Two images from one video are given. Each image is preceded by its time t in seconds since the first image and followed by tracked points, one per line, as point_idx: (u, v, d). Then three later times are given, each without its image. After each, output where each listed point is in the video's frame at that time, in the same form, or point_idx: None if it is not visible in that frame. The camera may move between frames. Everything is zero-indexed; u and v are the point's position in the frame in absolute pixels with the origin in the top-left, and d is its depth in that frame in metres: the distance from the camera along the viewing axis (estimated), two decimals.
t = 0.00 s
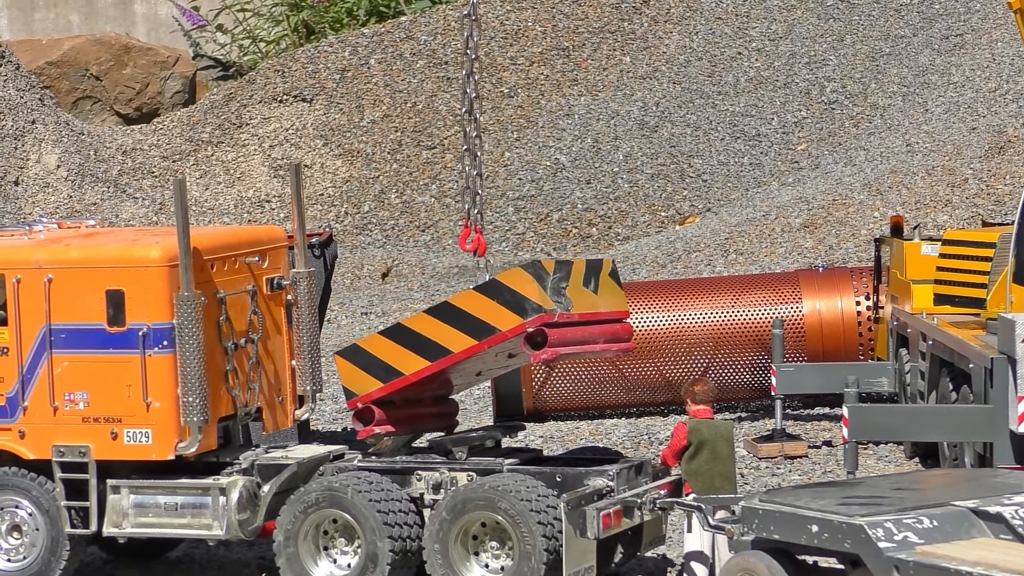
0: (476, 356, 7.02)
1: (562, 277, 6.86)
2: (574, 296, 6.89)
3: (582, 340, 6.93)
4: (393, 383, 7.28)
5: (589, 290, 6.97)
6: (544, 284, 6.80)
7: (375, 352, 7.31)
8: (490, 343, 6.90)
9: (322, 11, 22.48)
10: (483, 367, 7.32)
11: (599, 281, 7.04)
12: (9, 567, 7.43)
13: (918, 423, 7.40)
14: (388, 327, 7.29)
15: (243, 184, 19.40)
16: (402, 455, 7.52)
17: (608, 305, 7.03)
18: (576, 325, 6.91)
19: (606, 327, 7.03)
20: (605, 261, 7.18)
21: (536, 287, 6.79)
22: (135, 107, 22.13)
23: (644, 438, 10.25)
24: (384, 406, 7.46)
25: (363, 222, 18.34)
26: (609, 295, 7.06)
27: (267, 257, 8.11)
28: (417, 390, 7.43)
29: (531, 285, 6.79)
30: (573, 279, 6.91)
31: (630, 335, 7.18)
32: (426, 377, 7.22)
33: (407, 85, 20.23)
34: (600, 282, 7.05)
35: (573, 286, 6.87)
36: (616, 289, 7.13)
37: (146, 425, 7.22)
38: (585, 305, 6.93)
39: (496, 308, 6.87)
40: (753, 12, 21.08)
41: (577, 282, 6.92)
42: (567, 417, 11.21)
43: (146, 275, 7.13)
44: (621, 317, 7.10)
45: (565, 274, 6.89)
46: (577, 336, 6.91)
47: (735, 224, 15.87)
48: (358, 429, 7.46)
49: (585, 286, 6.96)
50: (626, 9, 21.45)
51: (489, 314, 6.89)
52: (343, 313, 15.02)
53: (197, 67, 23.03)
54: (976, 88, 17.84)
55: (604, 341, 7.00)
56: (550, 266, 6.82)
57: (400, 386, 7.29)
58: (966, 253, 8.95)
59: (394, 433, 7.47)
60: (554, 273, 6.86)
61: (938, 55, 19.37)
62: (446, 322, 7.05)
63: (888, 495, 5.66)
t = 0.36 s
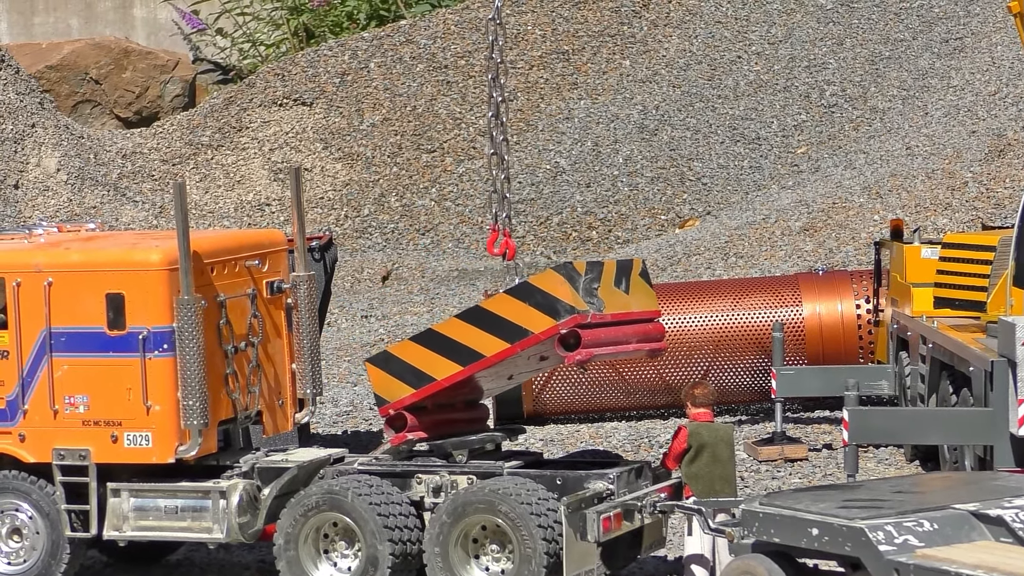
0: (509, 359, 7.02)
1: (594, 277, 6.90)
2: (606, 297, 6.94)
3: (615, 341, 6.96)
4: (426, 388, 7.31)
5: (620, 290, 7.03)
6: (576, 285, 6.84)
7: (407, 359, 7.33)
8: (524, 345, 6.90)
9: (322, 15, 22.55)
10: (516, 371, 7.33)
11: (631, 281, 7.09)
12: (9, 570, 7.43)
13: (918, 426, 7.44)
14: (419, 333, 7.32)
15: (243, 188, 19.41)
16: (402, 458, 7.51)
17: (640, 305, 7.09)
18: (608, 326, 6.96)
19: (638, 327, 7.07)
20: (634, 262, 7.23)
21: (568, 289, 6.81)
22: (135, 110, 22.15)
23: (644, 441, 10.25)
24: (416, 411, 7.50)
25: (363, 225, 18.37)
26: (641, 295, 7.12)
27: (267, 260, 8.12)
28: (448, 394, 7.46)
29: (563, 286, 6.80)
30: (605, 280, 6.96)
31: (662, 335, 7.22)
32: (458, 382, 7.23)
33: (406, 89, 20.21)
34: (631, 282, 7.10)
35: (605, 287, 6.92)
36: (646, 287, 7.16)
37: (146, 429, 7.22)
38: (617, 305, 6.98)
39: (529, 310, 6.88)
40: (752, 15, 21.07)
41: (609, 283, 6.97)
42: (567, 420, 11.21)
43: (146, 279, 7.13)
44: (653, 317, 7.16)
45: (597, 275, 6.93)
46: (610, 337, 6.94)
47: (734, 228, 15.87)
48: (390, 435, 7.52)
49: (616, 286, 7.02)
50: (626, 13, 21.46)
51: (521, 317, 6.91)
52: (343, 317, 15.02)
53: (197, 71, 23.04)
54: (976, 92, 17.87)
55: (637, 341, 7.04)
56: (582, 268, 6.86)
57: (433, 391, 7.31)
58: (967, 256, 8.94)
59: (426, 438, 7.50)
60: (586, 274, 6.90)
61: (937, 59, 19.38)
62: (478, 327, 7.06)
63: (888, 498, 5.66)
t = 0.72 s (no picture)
0: (500, 363, 7.09)
1: (584, 282, 6.97)
2: (596, 301, 7.01)
3: (605, 345, 7.02)
4: (417, 391, 7.33)
5: (611, 294, 7.07)
6: (566, 289, 6.93)
7: (397, 360, 7.34)
8: (514, 349, 6.97)
9: (323, 17, 22.54)
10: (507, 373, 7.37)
11: (621, 285, 7.11)
12: (10, 573, 7.43)
13: (919, 429, 7.42)
14: (410, 336, 7.32)
15: (243, 190, 19.41)
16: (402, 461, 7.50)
17: (629, 309, 7.12)
18: (598, 329, 7.02)
19: (628, 330, 7.12)
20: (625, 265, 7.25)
21: (559, 293, 6.91)
22: (135, 113, 22.15)
23: (645, 443, 10.25)
24: (406, 413, 7.52)
25: (364, 228, 18.37)
26: (630, 298, 7.14)
27: (268, 263, 8.12)
28: (439, 397, 7.47)
29: (553, 290, 6.91)
30: (595, 284, 7.01)
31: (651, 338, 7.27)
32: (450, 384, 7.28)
33: (407, 91, 20.23)
34: (621, 285, 7.13)
35: (595, 291, 6.99)
36: (637, 291, 7.18)
37: (147, 431, 7.22)
38: (608, 309, 7.04)
39: (519, 314, 6.96)
40: (753, 18, 21.08)
41: (599, 287, 7.02)
42: (568, 422, 11.21)
43: (146, 281, 7.13)
44: (643, 321, 7.18)
45: (587, 279, 7.00)
46: (600, 341, 7.01)
47: (735, 230, 15.88)
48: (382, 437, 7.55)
49: (606, 290, 7.06)
50: (626, 16, 21.46)
51: (512, 321, 6.98)
52: (344, 320, 15.02)
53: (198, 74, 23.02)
54: (977, 94, 17.88)
55: (627, 345, 7.09)
56: (571, 271, 6.93)
57: (424, 393, 7.33)
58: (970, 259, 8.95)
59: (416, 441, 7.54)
60: (576, 278, 6.97)
61: (938, 61, 19.40)
62: (469, 330, 7.11)
63: (889, 501, 5.66)
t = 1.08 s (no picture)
0: (457, 373, 7.18)
1: (543, 296, 7.01)
2: (555, 315, 7.05)
3: (562, 358, 7.09)
4: (377, 398, 7.40)
5: (569, 308, 7.09)
6: (525, 303, 6.99)
7: (357, 367, 7.41)
8: (471, 360, 7.06)
9: (323, 20, 22.53)
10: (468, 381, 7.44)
11: (580, 300, 7.13)
12: None
13: (920, 432, 7.42)
14: (372, 343, 7.37)
15: (244, 193, 19.41)
16: (404, 464, 7.51)
17: (588, 324, 7.14)
18: (556, 343, 7.07)
19: (586, 344, 7.16)
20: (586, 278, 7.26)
21: (518, 307, 6.98)
22: (136, 116, 22.17)
23: (645, 446, 10.26)
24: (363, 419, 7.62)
25: (364, 230, 18.37)
26: (590, 313, 7.16)
27: (268, 266, 8.13)
28: (397, 404, 7.58)
29: (512, 305, 6.98)
30: (553, 299, 7.04)
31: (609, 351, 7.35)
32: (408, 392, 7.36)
33: (407, 94, 20.26)
34: (580, 300, 7.15)
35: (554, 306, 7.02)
36: (596, 306, 7.20)
37: (148, 434, 7.22)
38: (567, 324, 7.07)
39: (478, 326, 7.04)
40: (753, 20, 21.09)
41: (557, 301, 7.06)
42: (568, 425, 11.21)
43: (146, 284, 7.14)
44: (601, 335, 7.23)
45: (547, 293, 7.03)
46: (557, 355, 7.08)
47: (735, 232, 15.89)
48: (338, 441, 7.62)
49: (565, 304, 7.09)
50: (626, 18, 21.46)
51: (471, 333, 7.06)
52: (344, 322, 15.02)
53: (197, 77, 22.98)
54: (976, 96, 17.89)
55: (584, 359, 7.15)
56: (530, 286, 6.98)
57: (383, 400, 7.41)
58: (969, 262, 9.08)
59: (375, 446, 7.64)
60: (534, 292, 7.01)
61: (937, 63, 19.41)
62: (429, 340, 7.19)
63: (890, 503, 5.66)
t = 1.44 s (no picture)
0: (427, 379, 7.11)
1: (509, 306, 6.92)
2: (521, 325, 6.93)
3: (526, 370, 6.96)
4: (350, 398, 7.37)
5: (539, 319, 6.98)
6: (488, 312, 6.90)
7: (337, 368, 7.36)
8: (435, 367, 7.00)
9: (324, 23, 22.53)
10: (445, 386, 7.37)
11: (551, 311, 7.02)
12: None
13: (921, 434, 7.39)
14: (350, 344, 7.32)
15: (245, 196, 19.42)
16: (404, 468, 7.52)
17: (558, 335, 7.04)
18: (521, 354, 6.97)
19: (554, 355, 7.04)
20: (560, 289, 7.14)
21: (479, 315, 6.89)
22: (137, 119, 22.14)
23: (645, 449, 10.25)
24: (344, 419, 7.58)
25: (365, 233, 18.37)
26: (561, 325, 7.06)
27: (269, 268, 8.13)
28: (376, 405, 7.53)
29: (474, 312, 6.89)
30: (520, 309, 6.93)
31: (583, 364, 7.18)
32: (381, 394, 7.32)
33: (407, 97, 20.28)
34: (552, 310, 7.03)
35: (519, 316, 6.91)
36: (569, 317, 7.08)
37: (148, 437, 7.23)
38: (533, 335, 6.97)
39: (443, 332, 6.98)
40: (754, 23, 21.10)
41: (524, 312, 6.94)
42: (569, 428, 11.21)
43: (146, 287, 7.15)
44: (573, 347, 7.10)
45: (513, 303, 6.93)
46: (521, 366, 6.95)
47: (736, 235, 15.89)
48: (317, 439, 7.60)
49: (535, 315, 6.98)
50: (627, 21, 21.46)
51: (436, 339, 7.00)
52: (344, 325, 15.03)
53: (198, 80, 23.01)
54: (977, 99, 17.90)
55: (550, 371, 7.01)
56: (495, 295, 6.89)
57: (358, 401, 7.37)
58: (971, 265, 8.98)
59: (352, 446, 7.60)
60: (500, 301, 6.92)
61: (938, 66, 19.42)
62: (400, 345, 7.13)
63: (890, 506, 5.65)
